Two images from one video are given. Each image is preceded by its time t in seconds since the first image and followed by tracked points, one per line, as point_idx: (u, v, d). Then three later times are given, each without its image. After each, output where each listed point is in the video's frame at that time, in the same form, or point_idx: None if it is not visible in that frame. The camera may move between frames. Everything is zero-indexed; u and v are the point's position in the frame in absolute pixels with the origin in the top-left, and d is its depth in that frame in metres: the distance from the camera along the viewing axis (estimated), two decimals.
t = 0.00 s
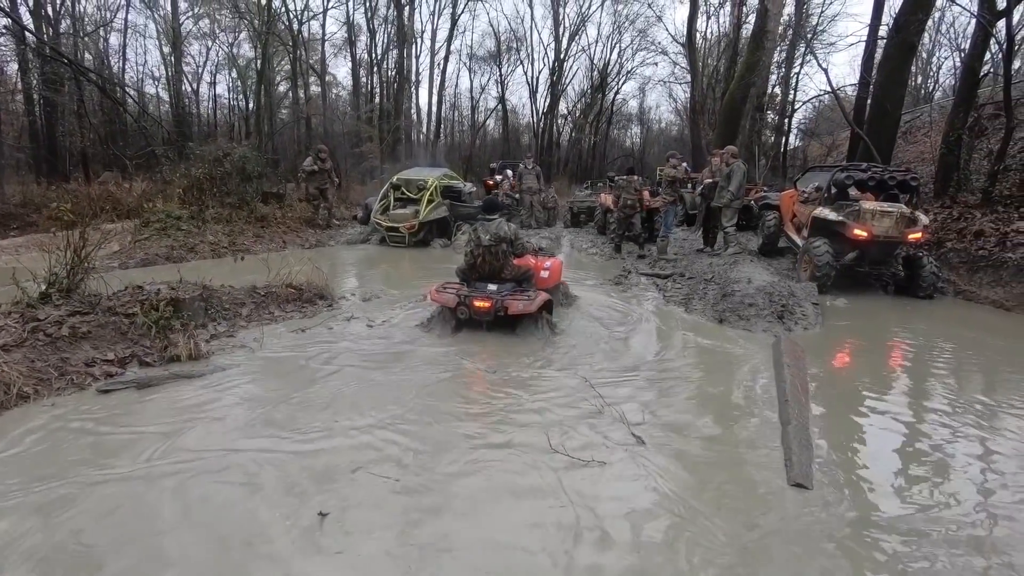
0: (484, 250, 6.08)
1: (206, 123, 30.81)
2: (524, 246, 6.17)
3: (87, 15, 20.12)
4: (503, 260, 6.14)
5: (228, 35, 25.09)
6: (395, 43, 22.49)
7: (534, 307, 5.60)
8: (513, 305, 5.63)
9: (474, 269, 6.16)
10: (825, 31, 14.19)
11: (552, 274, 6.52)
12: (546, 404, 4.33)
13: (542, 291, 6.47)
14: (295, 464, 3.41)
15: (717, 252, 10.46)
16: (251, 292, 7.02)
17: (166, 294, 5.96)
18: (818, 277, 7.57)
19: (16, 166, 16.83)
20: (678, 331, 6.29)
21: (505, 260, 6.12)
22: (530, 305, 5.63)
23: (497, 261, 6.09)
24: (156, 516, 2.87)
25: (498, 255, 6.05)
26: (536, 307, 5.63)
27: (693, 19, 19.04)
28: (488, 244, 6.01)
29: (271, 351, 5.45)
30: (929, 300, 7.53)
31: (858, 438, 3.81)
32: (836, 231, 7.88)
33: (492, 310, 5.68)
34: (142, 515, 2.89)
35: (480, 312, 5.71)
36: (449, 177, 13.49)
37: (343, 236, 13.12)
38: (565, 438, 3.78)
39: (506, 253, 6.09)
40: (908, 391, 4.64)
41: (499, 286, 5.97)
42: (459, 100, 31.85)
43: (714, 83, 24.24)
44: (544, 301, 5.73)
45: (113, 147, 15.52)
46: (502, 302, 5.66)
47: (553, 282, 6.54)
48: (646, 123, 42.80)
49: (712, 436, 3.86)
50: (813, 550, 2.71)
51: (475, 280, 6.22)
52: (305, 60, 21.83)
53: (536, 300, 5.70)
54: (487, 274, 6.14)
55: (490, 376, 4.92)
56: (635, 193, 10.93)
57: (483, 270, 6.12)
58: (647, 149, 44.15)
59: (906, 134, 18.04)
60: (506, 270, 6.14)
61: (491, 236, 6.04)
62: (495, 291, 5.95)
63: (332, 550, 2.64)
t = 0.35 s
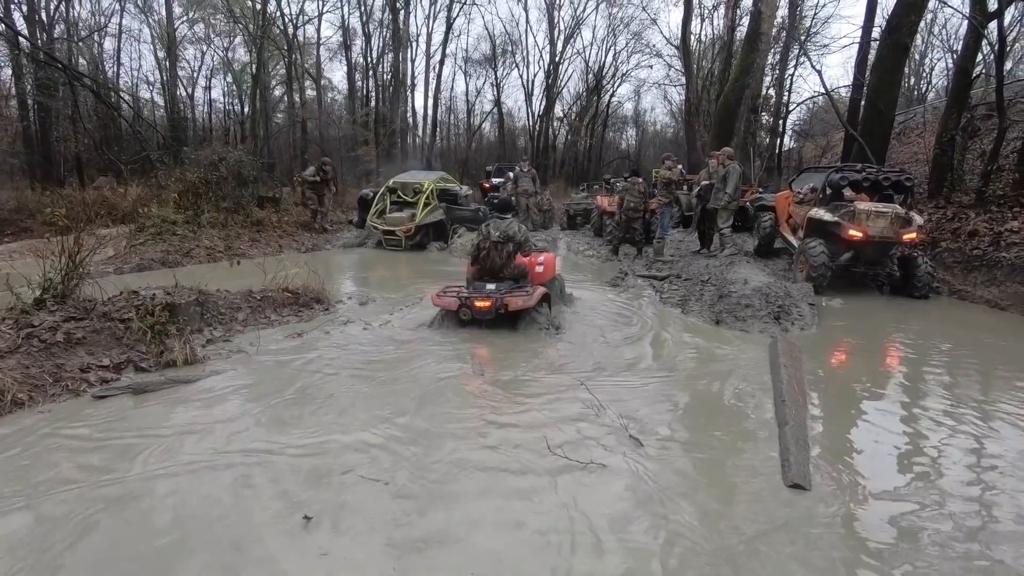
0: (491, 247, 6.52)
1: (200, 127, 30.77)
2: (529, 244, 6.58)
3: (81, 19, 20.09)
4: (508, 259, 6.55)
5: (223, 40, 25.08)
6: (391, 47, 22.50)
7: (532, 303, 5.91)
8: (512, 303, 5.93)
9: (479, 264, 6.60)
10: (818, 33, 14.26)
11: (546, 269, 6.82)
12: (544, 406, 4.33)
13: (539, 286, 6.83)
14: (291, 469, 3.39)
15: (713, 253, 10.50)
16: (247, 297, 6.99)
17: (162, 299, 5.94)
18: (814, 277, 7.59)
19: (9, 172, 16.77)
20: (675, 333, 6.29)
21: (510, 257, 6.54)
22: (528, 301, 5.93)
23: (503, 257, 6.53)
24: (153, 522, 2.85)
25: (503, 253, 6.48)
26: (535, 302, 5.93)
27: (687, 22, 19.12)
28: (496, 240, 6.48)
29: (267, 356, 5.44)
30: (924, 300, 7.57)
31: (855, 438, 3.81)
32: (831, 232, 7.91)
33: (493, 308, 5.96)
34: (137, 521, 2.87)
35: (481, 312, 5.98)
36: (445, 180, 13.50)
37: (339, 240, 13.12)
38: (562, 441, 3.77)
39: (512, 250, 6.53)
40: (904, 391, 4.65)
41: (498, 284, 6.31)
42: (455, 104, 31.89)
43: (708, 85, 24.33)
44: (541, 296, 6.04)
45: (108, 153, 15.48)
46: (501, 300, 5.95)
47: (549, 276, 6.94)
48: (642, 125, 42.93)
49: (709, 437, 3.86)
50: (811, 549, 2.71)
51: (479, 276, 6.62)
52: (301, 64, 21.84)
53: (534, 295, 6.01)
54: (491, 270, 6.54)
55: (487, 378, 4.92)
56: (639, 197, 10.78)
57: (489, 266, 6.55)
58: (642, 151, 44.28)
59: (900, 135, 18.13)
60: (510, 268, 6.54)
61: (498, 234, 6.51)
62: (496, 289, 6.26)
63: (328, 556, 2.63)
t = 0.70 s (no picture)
0: (502, 247, 6.91)
1: (198, 130, 30.78)
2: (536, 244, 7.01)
3: (78, 23, 20.08)
4: (518, 258, 6.91)
5: (220, 43, 25.08)
6: (388, 50, 22.53)
7: (539, 300, 6.13)
8: (520, 300, 6.11)
9: (492, 263, 7.00)
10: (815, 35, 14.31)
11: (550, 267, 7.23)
12: (542, 409, 4.32)
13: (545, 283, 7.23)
14: (288, 473, 3.38)
15: (711, 254, 10.52)
16: (245, 300, 6.98)
17: (160, 303, 5.93)
18: (811, 278, 7.61)
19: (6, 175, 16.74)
20: (674, 334, 6.30)
21: (519, 255, 6.92)
22: (535, 298, 6.15)
23: (514, 256, 6.91)
24: (150, 527, 2.83)
25: (514, 251, 6.87)
26: (541, 299, 6.16)
27: (684, 24, 19.18)
28: (505, 240, 6.86)
29: (265, 359, 5.43)
30: (922, 301, 7.58)
31: (854, 439, 3.82)
32: (828, 233, 7.93)
33: (501, 305, 6.11)
34: (133, 526, 2.85)
35: (488, 307, 6.11)
36: (443, 182, 13.52)
37: (337, 243, 13.11)
38: (561, 443, 3.77)
39: (522, 249, 6.91)
40: (902, 392, 4.65)
41: (504, 281, 6.55)
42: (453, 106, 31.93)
43: (705, 86, 24.40)
44: (546, 294, 6.27)
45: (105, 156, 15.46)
46: (509, 297, 6.13)
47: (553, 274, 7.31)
48: (639, 127, 43.03)
49: (707, 439, 3.86)
50: (812, 551, 2.70)
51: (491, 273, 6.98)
52: (299, 67, 21.87)
53: (540, 293, 6.23)
54: (502, 268, 6.90)
55: (486, 380, 4.91)
56: (642, 199, 10.74)
57: (500, 265, 6.93)
58: (640, 152, 44.37)
59: (896, 136, 18.20)
60: (520, 266, 6.90)
61: (508, 234, 6.89)
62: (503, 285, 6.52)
63: (325, 559, 2.62)
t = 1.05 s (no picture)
0: (506, 246, 6.99)
1: (196, 133, 30.78)
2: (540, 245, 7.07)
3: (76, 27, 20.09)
4: (522, 257, 7.00)
5: (218, 46, 25.10)
6: (387, 53, 22.56)
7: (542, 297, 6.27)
8: (522, 298, 6.27)
9: (496, 262, 7.09)
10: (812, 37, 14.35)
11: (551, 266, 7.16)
12: (540, 412, 4.32)
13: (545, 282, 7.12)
14: (286, 477, 3.37)
15: (709, 256, 10.53)
16: (244, 304, 6.97)
17: (158, 307, 5.93)
18: (810, 280, 7.60)
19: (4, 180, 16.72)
20: (672, 336, 6.30)
21: (523, 255, 7.00)
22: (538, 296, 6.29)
23: (518, 255, 6.99)
24: (148, 531, 2.83)
25: (518, 251, 6.95)
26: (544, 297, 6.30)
27: (681, 27, 19.24)
28: (510, 240, 6.94)
29: (263, 363, 5.42)
30: (920, 302, 7.59)
31: (852, 441, 3.80)
32: (826, 234, 7.93)
33: (504, 303, 6.29)
34: (131, 531, 2.84)
35: (492, 306, 6.31)
36: (441, 185, 13.54)
37: (336, 246, 13.11)
38: (559, 446, 3.76)
39: (526, 249, 7.00)
40: (900, 394, 4.65)
41: (507, 280, 6.69)
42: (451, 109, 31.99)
43: (703, 89, 24.48)
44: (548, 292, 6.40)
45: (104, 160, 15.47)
46: (512, 295, 6.30)
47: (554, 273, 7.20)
48: (637, 129, 43.11)
49: (706, 440, 3.86)
50: (810, 553, 2.70)
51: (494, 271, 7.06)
52: (297, 71, 21.87)
53: (542, 291, 6.37)
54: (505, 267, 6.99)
55: (485, 383, 4.91)
56: (639, 201, 10.77)
57: (504, 264, 7.02)
58: (638, 155, 44.46)
59: (893, 137, 18.25)
60: (524, 266, 6.99)
61: (512, 234, 6.96)
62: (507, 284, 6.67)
63: (323, 564, 2.61)
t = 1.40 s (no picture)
0: (511, 247, 7.02)
1: (197, 137, 30.84)
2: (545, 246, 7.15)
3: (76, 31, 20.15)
4: (526, 258, 7.04)
5: (219, 50, 25.15)
6: (387, 57, 22.61)
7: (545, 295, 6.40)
8: (525, 297, 6.38)
9: (499, 262, 7.06)
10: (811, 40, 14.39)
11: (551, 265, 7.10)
12: (541, 415, 4.31)
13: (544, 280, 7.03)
14: (286, 481, 3.36)
15: (709, 259, 10.55)
16: (244, 307, 6.98)
17: (158, 310, 5.93)
18: (810, 283, 7.61)
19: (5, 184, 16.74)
20: (673, 339, 6.30)
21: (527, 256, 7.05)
22: (540, 294, 6.40)
23: (522, 256, 7.02)
24: (148, 535, 2.83)
25: (522, 252, 7.00)
26: (547, 294, 6.42)
27: (680, 30, 19.29)
28: (516, 241, 6.99)
29: (263, 366, 5.42)
30: (920, 304, 7.59)
31: (854, 444, 3.80)
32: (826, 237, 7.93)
33: (506, 302, 6.41)
34: (130, 535, 2.83)
35: (495, 305, 6.43)
36: (441, 188, 13.57)
37: (336, 249, 13.13)
38: (560, 449, 3.76)
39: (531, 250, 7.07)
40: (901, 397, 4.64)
41: (509, 279, 6.79)
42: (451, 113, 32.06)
43: (702, 92, 24.54)
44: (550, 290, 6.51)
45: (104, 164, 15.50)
46: (514, 294, 6.41)
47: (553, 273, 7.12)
48: (637, 133, 43.18)
49: (707, 443, 3.86)
50: (810, 557, 2.69)
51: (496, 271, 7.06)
52: (297, 75, 21.92)
53: (545, 290, 6.48)
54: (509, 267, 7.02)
55: (486, 386, 4.91)
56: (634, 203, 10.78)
57: (508, 264, 7.02)
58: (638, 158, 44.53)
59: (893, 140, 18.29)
60: (527, 266, 7.03)
61: (520, 236, 7.03)
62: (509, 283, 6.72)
63: (323, 567, 2.60)
